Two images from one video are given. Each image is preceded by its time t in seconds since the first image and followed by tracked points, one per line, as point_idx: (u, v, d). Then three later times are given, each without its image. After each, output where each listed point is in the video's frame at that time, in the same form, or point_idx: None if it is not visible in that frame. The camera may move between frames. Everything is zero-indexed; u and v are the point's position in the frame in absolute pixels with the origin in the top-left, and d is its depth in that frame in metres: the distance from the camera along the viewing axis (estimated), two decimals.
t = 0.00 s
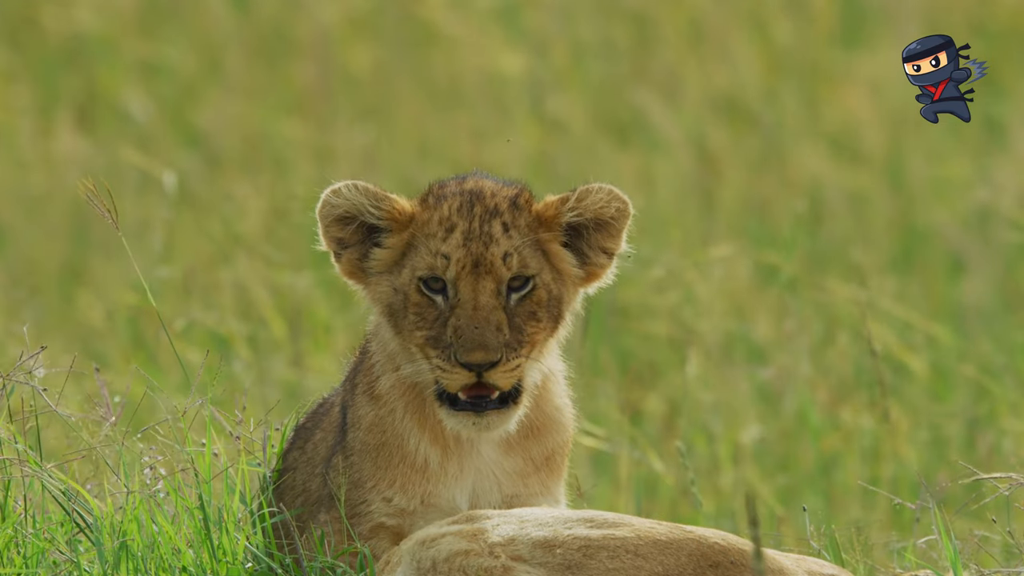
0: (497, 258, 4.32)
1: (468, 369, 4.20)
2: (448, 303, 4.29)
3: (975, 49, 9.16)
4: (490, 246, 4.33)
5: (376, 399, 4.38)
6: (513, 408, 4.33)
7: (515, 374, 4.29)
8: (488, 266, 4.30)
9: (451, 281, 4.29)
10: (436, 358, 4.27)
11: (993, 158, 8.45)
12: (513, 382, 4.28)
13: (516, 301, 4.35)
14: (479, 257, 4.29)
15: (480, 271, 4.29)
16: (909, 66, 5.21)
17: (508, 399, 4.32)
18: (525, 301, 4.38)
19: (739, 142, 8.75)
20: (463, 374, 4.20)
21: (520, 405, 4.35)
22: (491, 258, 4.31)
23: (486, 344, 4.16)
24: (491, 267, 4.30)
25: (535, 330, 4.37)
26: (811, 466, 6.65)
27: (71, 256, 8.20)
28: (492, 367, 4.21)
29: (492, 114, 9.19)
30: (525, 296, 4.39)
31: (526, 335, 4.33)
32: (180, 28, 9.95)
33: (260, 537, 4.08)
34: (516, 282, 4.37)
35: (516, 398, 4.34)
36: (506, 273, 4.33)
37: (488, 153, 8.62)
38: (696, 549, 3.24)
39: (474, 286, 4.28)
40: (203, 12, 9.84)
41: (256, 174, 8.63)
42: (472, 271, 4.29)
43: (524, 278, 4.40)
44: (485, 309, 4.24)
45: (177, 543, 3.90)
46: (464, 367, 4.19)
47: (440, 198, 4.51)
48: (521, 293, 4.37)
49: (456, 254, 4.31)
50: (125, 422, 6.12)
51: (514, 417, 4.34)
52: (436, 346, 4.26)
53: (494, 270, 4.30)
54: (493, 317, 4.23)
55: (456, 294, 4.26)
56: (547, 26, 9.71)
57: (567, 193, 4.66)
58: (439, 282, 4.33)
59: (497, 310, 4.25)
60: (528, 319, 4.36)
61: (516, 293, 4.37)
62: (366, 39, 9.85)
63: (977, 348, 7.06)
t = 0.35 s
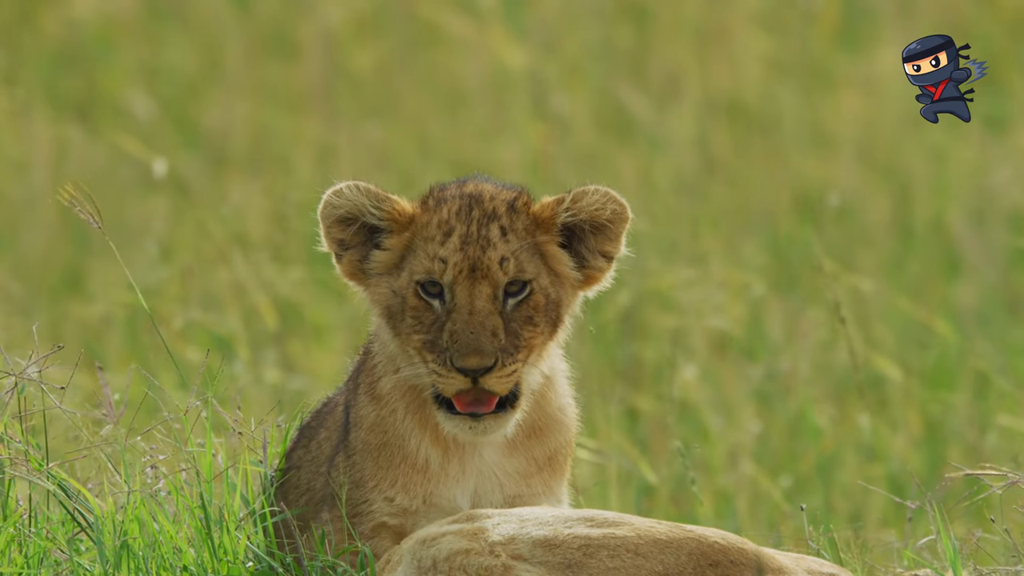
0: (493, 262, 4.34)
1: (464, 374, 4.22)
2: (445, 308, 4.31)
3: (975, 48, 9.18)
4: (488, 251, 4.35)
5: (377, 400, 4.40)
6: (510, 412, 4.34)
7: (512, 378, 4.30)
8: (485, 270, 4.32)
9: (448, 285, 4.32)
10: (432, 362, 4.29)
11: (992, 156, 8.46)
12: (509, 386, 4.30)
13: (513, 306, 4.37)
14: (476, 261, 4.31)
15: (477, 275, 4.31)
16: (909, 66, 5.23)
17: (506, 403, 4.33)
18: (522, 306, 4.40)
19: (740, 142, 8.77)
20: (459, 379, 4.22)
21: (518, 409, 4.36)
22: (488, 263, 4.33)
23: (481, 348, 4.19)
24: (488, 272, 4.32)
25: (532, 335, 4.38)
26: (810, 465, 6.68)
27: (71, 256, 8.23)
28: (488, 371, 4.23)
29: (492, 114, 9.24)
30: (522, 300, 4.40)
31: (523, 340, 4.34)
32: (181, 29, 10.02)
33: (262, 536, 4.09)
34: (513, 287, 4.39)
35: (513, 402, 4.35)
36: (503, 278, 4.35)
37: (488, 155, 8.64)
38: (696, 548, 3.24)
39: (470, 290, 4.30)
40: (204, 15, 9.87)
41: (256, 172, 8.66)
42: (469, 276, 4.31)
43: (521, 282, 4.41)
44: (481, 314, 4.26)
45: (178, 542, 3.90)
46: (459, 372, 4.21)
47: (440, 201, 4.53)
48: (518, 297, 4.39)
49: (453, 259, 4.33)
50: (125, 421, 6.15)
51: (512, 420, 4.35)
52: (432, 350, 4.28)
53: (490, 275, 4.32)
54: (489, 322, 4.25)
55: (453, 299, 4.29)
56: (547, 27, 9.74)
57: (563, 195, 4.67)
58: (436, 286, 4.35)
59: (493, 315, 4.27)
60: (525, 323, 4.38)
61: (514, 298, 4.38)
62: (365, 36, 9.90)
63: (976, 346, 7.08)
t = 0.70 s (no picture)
0: (492, 257, 4.40)
1: (462, 368, 4.27)
2: (444, 302, 4.37)
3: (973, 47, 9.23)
4: (486, 245, 4.41)
5: (379, 395, 4.45)
6: (509, 406, 4.39)
7: (510, 372, 4.35)
8: (483, 264, 4.38)
9: (447, 279, 4.38)
10: (431, 356, 4.35)
11: (992, 156, 8.52)
12: (508, 380, 4.35)
13: (511, 300, 4.43)
14: (475, 255, 4.37)
15: (475, 269, 4.37)
16: (910, 66, 5.28)
17: (504, 397, 4.38)
18: (521, 300, 4.46)
19: (738, 143, 8.83)
20: (457, 372, 4.28)
21: (517, 403, 4.41)
22: (486, 257, 4.39)
23: (478, 342, 4.24)
24: (486, 266, 4.38)
25: (530, 329, 4.44)
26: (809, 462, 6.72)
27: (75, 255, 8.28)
28: (486, 365, 4.28)
29: (493, 114, 9.30)
30: (521, 295, 4.46)
31: (522, 334, 4.40)
32: (183, 30, 10.08)
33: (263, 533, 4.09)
34: (512, 282, 4.45)
35: (512, 396, 4.40)
36: (502, 272, 4.41)
37: (488, 154, 8.70)
38: (695, 545, 3.30)
39: (469, 284, 4.36)
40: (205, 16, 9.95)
41: (259, 171, 8.72)
42: (467, 270, 4.37)
43: (520, 277, 4.47)
44: (480, 308, 4.32)
45: (181, 538, 3.95)
46: (457, 365, 4.27)
47: (440, 196, 4.59)
48: (517, 292, 4.45)
49: (452, 253, 4.39)
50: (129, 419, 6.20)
51: (511, 414, 4.40)
52: (431, 344, 4.34)
53: (489, 269, 4.38)
54: (487, 316, 4.31)
55: (451, 293, 4.35)
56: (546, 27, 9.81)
57: (561, 189, 4.73)
58: (436, 280, 4.41)
59: (491, 309, 4.33)
60: (524, 318, 4.43)
61: (512, 292, 4.44)
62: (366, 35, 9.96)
63: (975, 344, 7.13)
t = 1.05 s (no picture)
0: (491, 259, 4.45)
1: (461, 369, 4.33)
2: (443, 304, 4.42)
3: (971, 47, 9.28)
4: (486, 248, 4.45)
5: (379, 395, 4.50)
6: (508, 407, 4.44)
7: (509, 373, 4.41)
8: (483, 266, 4.42)
9: (446, 281, 4.43)
10: (431, 358, 4.40)
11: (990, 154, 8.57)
12: (506, 381, 4.40)
13: (510, 302, 4.48)
14: (474, 258, 4.42)
15: (475, 272, 4.42)
16: (910, 65, 5.32)
17: (503, 398, 4.43)
18: (520, 302, 4.51)
19: (738, 143, 8.88)
20: (456, 374, 4.33)
21: (516, 404, 4.46)
22: (485, 259, 4.44)
23: (478, 344, 4.29)
24: (486, 269, 4.43)
25: (529, 331, 4.49)
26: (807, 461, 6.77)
27: (78, 254, 8.32)
28: (485, 366, 4.33)
29: (493, 114, 9.36)
30: (519, 297, 4.51)
31: (520, 336, 4.45)
32: (185, 31, 10.14)
33: (265, 531, 4.14)
34: (511, 284, 4.50)
35: (510, 397, 4.45)
36: (501, 275, 4.46)
37: (488, 155, 8.76)
38: (693, 543, 3.35)
39: (468, 286, 4.41)
40: (206, 17, 10.02)
41: (260, 171, 8.77)
42: (467, 272, 4.42)
43: (519, 279, 4.52)
44: (479, 310, 4.37)
45: (183, 536, 3.99)
46: (456, 367, 4.32)
47: (440, 199, 4.63)
48: (516, 294, 4.50)
49: (452, 255, 4.44)
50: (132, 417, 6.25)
51: (509, 415, 4.45)
52: (430, 346, 4.39)
53: (488, 272, 4.43)
54: (486, 318, 4.36)
55: (451, 295, 4.40)
56: (546, 28, 9.87)
57: (560, 191, 4.78)
58: (435, 282, 4.46)
59: (490, 311, 4.38)
60: (522, 320, 4.49)
61: (511, 295, 4.49)
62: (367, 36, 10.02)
63: (974, 343, 7.17)
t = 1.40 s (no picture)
0: (492, 261, 4.49)
1: (462, 370, 4.35)
2: (444, 305, 4.46)
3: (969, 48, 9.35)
4: (486, 250, 4.50)
5: (381, 396, 4.54)
6: (508, 408, 4.48)
7: (509, 374, 4.44)
8: (483, 268, 4.47)
9: (447, 283, 4.47)
10: (431, 358, 4.43)
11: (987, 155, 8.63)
12: (507, 382, 4.43)
13: (510, 304, 4.52)
14: (474, 260, 4.46)
15: (475, 274, 4.46)
16: (910, 65, 5.36)
17: (503, 399, 4.47)
18: (520, 304, 4.55)
19: (737, 143, 8.94)
20: (457, 375, 4.36)
21: (516, 405, 4.50)
22: (486, 262, 4.48)
23: (478, 345, 4.33)
24: (486, 271, 4.47)
25: (529, 332, 4.53)
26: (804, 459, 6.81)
27: (81, 254, 8.37)
28: (485, 367, 4.36)
29: (493, 114, 9.41)
30: (520, 299, 4.55)
31: (521, 338, 4.49)
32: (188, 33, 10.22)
33: (267, 530, 4.18)
34: (511, 285, 4.54)
35: (511, 398, 4.49)
36: (501, 276, 4.50)
37: (489, 155, 8.82)
38: (692, 541, 3.40)
39: (469, 288, 4.45)
40: (209, 19, 10.09)
41: (262, 172, 8.82)
42: (467, 274, 4.47)
43: (519, 281, 4.57)
44: (479, 311, 4.41)
45: (185, 535, 4.03)
46: (457, 368, 4.35)
47: (441, 201, 4.68)
48: (516, 296, 4.54)
49: (453, 257, 4.48)
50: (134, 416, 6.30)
51: (509, 415, 4.48)
52: (431, 347, 4.42)
53: (488, 273, 4.47)
54: (487, 319, 4.40)
55: (452, 296, 4.44)
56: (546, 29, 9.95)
57: (560, 194, 4.82)
58: (436, 284, 4.50)
59: (490, 312, 4.42)
60: (522, 321, 4.53)
61: (511, 296, 4.53)
62: (370, 38, 10.08)
63: (971, 343, 7.21)
